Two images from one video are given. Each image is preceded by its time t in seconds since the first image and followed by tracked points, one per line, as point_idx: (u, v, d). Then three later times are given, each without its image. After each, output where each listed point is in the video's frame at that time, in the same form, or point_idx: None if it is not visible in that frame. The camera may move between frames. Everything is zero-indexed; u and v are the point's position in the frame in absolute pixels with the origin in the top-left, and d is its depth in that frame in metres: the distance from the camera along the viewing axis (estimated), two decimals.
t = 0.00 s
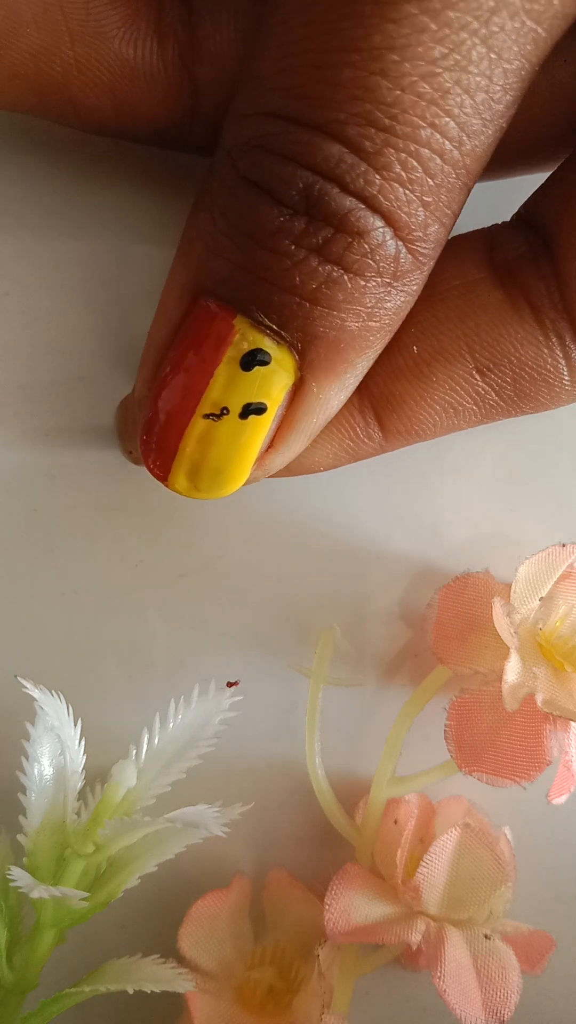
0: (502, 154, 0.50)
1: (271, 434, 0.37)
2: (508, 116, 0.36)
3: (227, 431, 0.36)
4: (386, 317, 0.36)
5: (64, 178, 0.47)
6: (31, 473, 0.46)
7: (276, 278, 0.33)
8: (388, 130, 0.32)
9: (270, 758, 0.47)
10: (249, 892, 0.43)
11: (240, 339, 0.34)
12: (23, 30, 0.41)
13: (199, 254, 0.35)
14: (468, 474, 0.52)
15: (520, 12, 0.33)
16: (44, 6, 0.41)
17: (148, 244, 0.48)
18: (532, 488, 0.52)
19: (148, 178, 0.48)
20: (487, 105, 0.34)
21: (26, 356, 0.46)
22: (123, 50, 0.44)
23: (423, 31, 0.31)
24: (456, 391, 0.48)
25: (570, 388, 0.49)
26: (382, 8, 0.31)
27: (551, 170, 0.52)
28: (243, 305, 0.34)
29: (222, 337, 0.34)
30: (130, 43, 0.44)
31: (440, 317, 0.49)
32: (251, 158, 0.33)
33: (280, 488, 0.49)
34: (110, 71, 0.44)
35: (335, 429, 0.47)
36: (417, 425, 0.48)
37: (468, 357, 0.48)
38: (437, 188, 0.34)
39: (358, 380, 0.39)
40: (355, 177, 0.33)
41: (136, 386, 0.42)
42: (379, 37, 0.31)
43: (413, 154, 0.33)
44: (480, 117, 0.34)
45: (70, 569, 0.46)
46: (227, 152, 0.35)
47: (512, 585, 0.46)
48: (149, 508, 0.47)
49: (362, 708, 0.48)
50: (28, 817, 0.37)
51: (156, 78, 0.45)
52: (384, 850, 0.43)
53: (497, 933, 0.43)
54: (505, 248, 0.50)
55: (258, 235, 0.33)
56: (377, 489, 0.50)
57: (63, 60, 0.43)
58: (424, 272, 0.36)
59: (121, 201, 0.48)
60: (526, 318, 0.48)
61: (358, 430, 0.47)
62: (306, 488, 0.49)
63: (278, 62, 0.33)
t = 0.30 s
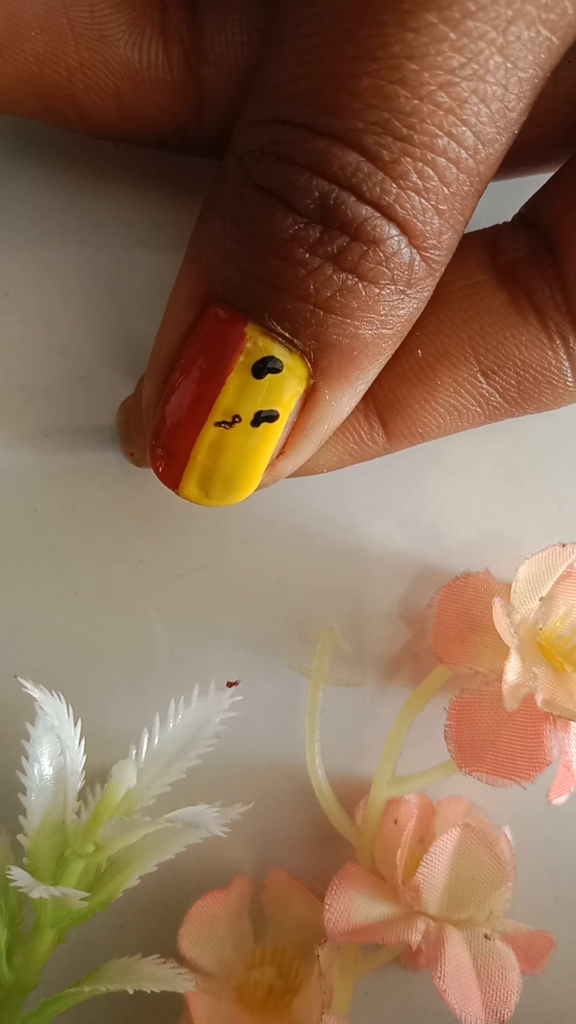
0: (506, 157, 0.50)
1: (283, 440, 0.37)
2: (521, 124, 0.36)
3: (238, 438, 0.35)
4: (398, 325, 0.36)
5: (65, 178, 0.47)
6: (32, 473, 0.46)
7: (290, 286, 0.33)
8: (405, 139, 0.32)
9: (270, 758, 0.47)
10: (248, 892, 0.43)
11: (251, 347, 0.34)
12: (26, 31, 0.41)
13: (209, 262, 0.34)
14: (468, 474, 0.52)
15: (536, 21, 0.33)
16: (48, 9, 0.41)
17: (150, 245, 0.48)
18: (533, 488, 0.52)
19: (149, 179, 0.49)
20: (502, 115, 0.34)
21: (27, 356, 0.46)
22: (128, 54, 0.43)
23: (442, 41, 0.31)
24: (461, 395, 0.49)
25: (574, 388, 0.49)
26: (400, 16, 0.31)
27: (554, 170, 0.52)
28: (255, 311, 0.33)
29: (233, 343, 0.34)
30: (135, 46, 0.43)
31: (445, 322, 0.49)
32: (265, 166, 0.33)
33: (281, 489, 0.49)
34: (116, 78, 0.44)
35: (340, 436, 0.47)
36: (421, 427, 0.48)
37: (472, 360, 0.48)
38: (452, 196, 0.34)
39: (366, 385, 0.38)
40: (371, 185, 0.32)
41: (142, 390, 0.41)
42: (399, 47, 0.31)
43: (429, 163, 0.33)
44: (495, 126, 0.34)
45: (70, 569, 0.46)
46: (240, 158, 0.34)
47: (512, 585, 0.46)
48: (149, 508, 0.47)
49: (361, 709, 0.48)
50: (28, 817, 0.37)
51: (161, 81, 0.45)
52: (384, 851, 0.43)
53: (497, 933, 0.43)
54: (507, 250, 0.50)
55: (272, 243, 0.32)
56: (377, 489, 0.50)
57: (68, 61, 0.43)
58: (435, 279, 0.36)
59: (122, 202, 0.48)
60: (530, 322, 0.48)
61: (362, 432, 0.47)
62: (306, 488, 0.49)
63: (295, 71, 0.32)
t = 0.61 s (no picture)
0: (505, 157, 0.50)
1: (281, 436, 0.37)
2: (516, 118, 0.36)
3: (236, 435, 0.35)
4: (396, 319, 0.36)
5: (65, 178, 0.47)
6: (31, 472, 0.46)
7: (286, 282, 0.33)
8: (400, 132, 0.32)
9: (270, 759, 0.47)
10: (249, 892, 0.43)
11: (248, 342, 0.34)
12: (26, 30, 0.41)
13: (207, 258, 0.34)
14: (468, 474, 0.52)
15: (530, 15, 0.33)
16: (47, 9, 0.41)
17: (148, 244, 0.48)
18: (532, 488, 0.52)
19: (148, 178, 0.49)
20: (497, 108, 0.34)
21: (26, 355, 0.46)
22: (128, 53, 0.43)
23: (435, 34, 0.31)
24: (459, 392, 0.49)
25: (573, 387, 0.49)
26: (393, 10, 0.31)
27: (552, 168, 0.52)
28: (252, 307, 0.33)
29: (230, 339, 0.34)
30: (135, 46, 0.43)
31: (444, 320, 0.49)
32: (260, 161, 0.33)
33: (280, 488, 0.49)
34: (115, 76, 0.44)
35: (338, 433, 0.47)
36: (420, 424, 0.48)
37: (471, 357, 0.49)
38: (448, 190, 0.34)
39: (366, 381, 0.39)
40: (366, 179, 0.32)
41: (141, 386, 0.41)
42: (392, 40, 0.31)
43: (424, 156, 0.33)
44: (490, 119, 0.34)
45: (70, 568, 0.46)
46: (236, 154, 0.34)
47: (512, 585, 0.46)
48: (148, 508, 0.47)
49: (361, 709, 0.48)
50: (28, 817, 0.37)
51: (160, 80, 0.45)
52: (384, 850, 0.43)
53: (497, 933, 0.43)
54: (507, 247, 0.49)
55: (268, 238, 0.33)
56: (377, 489, 0.50)
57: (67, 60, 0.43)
58: (433, 273, 0.36)
59: (121, 201, 0.48)
60: (529, 319, 0.48)
61: (361, 430, 0.47)
62: (306, 488, 0.49)
63: (288, 64, 0.32)
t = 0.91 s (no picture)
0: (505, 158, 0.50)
1: (300, 450, 0.37)
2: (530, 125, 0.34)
3: (258, 452, 0.35)
4: (415, 334, 0.35)
5: (66, 180, 0.48)
6: (31, 473, 0.46)
7: (306, 298, 0.32)
8: (422, 144, 0.31)
9: (270, 759, 0.47)
10: (248, 892, 0.43)
11: (266, 359, 0.33)
12: (32, 47, 0.42)
13: (221, 273, 0.34)
14: (468, 474, 0.52)
15: (547, 23, 0.32)
16: (55, 27, 0.42)
17: (148, 245, 0.48)
18: (533, 489, 0.52)
19: (148, 179, 0.49)
20: (515, 118, 0.33)
21: (26, 356, 0.46)
22: (136, 70, 0.44)
23: (456, 42, 0.30)
24: (469, 399, 0.49)
25: None
26: (415, 19, 0.30)
27: (552, 170, 0.52)
28: (269, 321, 0.33)
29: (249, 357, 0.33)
30: (144, 62, 0.44)
31: (453, 327, 0.48)
32: (277, 175, 0.32)
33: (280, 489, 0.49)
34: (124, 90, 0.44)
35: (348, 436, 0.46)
36: (430, 430, 0.48)
37: (473, 360, 0.48)
38: (468, 202, 0.33)
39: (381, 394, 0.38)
40: (388, 192, 0.32)
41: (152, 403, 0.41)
42: (412, 50, 0.30)
43: (446, 168, 0.32)
44: (509, 130, 0.33)
45: (70, 569, 0.46)
46: (249, 167, 0.33)
47: (512, 585, 0.46)
48: (148, 509, 0.47)
49: (361, 709, 0.48)
50: (28, 817, 0.37)
51: (169, 96, 0.45)
52: (383, 850, 0.43)
53: (497, 933, 0.43)
54: (510, 251, 0.50)
55: (286, 254, 0.32)
56: (377, 489, 0.50)
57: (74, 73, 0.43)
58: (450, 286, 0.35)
59: (122, 205, 0.48)
60: (538, 327, 0.48)
61: (371, 437, 0.47)
62: (307, 489, 0.49)
63: (305, 74, 0.32)
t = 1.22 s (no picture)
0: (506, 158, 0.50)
1: (299, 450, 0.37)
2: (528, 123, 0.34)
3: (256, 451, 0.35)
4: (413, 332, 0.35)
5: (65, 178, 0.47)
6: (30, 472, 0.46)
7: (304, 298, 0.32)
8: (418, 142, 0.31)
9: (271, 759, 0.47)
10: (249, 892, 0.43)
11: (264, 359, 0.33)
12: (31, 46, 0.41)
13: (218, 273, 0.34)
14: (468, 473, 0.52)
15: (544, 21, 0.32)
16: (53, 26, 0.42)
17: (147, 245, 0.48)
18: (533, 489, 0.52)
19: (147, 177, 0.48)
20: (512, 115, 0.33)
21: (26, 355, 0.46)
22: (135, 70, 0.43)
23: (452, 41, 0.30)
24: (469, 398, 0.49)
25: None
26: (411, 17, 0.30)
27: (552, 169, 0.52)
28: (266, 321, 0.33)
29: (247, 356, 0.33)
30: (143, 62, 0.44)
31: (452, 326, 0.48)
32: (274, 173, 0.32)
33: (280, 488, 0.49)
34: (123, 88, 0.44)
35: (349, 437, 0.46)
36: (429, 429, 0.48)
37: (474, 360, 0.48)
38: (465, 200, 0.33)
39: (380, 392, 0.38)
40: (385, 191, 0.31)
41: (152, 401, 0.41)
42: (409, 48, 0.30)
43: (443, 167, 0.32)
44: (506, 127, 0.33)
45: (70, 569, 0.46)
46: (247, 166, 0.33)
47: (512, 585, 0.46)
48: (148, 509, 0.47)
49: (361, 709, 0.48)
50: (28, 818, 0.37)
51: (167, 95, 0.45)
52: (384, 850, 0.43)
53: (497, 933, 0.43)
54: (510, 250, 0.50)
55: (283, 253, 0.32)
56: (377, 489, 0.50)
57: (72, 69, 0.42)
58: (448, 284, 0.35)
59: (121, 203, 0.48)
60: (537, 326, 0.48)
61: (371, 437, 0.47)
62: (306, 489, 0.49)
63: (301, 73, 0.31)
